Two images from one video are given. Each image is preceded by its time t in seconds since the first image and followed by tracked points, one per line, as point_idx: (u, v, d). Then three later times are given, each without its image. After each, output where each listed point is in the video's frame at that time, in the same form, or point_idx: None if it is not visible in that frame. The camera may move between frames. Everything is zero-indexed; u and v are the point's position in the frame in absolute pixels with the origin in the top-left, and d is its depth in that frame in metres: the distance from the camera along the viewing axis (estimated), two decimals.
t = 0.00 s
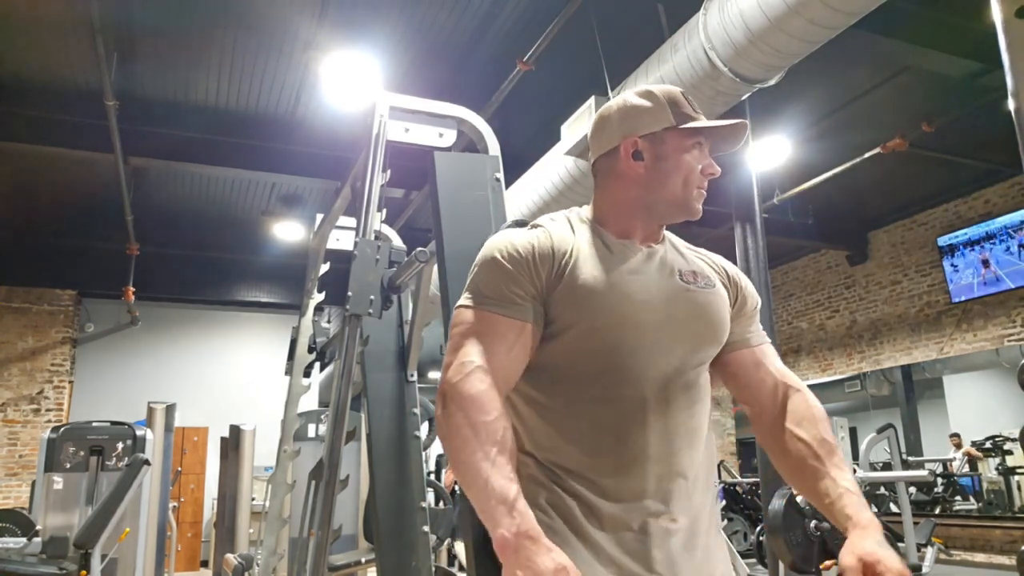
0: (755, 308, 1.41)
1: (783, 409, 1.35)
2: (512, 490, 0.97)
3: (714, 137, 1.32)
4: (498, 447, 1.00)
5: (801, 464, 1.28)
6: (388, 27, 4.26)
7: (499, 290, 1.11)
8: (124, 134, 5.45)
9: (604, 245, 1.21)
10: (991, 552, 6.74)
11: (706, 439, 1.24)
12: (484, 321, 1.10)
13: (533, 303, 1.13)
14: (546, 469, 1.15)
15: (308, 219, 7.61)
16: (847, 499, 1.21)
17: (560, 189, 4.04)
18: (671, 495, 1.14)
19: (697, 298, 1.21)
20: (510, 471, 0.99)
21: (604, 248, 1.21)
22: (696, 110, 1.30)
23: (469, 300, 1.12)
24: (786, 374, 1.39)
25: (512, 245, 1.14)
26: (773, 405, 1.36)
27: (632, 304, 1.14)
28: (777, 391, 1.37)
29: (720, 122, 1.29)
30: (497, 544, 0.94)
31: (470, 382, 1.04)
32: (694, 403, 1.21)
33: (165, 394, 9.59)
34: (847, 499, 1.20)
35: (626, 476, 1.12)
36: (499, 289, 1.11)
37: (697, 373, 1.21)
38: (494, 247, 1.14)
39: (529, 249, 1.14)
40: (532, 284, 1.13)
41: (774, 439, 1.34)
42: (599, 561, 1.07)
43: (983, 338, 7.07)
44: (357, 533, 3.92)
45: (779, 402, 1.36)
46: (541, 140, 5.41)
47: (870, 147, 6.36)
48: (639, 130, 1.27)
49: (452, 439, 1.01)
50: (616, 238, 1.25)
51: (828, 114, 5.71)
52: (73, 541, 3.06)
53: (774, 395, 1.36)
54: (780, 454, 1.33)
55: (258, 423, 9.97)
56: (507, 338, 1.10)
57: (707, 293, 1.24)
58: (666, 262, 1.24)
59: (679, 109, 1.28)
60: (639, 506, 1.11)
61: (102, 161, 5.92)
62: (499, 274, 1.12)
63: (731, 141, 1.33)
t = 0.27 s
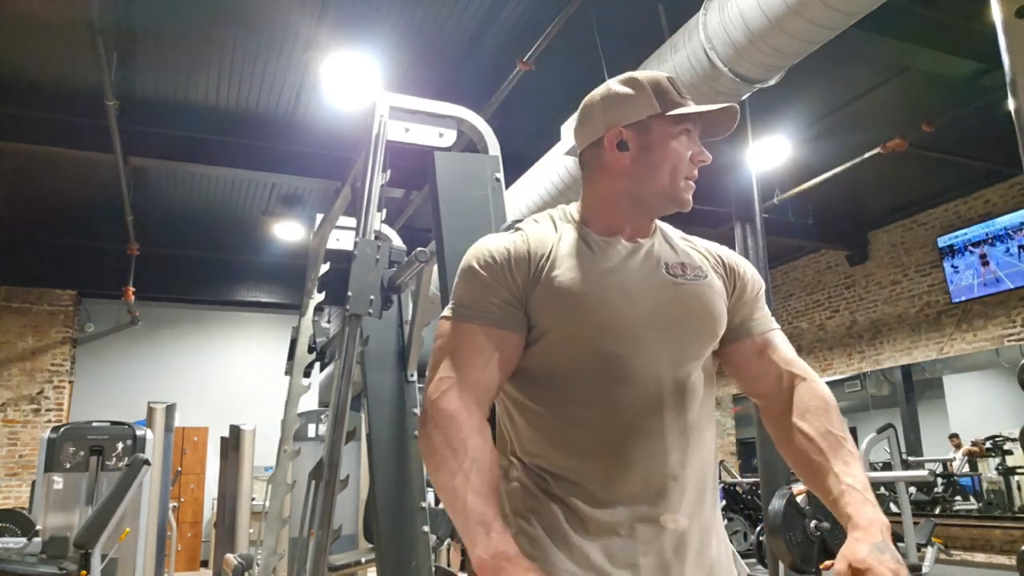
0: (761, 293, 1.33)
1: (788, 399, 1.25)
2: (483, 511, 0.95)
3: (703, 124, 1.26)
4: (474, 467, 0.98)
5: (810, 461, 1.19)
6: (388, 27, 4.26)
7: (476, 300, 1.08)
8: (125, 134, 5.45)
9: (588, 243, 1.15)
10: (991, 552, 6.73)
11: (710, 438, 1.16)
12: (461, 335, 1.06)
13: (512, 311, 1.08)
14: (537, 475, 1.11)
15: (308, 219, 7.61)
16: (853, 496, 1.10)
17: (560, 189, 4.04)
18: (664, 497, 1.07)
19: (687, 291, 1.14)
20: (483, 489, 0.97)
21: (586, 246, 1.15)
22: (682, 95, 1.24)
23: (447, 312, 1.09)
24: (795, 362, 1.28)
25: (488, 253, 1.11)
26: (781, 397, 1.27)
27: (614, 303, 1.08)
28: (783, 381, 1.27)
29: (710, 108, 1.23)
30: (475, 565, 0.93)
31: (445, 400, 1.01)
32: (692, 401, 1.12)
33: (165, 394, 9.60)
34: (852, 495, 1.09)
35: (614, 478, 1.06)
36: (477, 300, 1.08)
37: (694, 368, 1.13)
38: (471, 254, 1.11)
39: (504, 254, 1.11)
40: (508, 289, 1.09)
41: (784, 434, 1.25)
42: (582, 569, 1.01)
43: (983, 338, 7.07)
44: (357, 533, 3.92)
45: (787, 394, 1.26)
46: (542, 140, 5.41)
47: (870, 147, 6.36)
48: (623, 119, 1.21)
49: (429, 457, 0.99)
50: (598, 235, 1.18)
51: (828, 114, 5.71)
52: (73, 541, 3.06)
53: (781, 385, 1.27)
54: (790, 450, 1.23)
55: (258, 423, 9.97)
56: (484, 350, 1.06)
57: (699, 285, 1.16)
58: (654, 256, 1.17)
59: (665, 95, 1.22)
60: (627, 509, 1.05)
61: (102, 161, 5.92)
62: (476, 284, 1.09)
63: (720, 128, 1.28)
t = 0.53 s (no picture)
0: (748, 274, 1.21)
1: (780, 390, 1.13)
2: (413, 509, 0.92)
3: (679, 103, 1.19)
4: (408, 464, 0.96)
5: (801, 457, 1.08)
6: (388, 28, 4.26)
7: (443, 297, 1.08)
8: (125, 134, 5.45)
9: (558, 232, 1.11)
10: (991, 552, 6.73)
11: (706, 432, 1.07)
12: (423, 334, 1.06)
13: (477, 307, 1.06)
14: (525, 481, 1.03)
15: (308, 220, 7.61)
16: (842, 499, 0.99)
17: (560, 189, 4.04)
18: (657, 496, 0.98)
19: (667, 275, 1.06)
20: (414, 491, 0.94)
21: (556, 235, 1.10)
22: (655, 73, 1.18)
23: (416, 313, 1.10)
24: (786, 347, 1.16)
25: (453, 250, 1.11)
26: (770, 386, 1.15)
27: (587, 292, 1.02)
28: (772, 371, 1.15)
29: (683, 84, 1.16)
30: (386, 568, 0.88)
31: (396, 396, 1.02)
32: (684, 391, 1.02)
33: (165, 394, 9.60)
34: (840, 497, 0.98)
35: (600, 476, 0.98)
36: (443, 297, 1.08)
37: (683, 356, 1.04)
38: (437, 252, 1.10)
39: (467, 251, 1.10)
40: (473, 285, 1.07)
41: (774, 428, 1.14)
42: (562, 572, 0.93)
43: (983, 338, 7.06)
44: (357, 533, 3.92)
45: (776, 384, 1.14)
46: (542, 141, 5.42)
47: (870, 147, 6.37)
48: (591, 99, 1.15)
49: (373, 454, 0.99)
50: (570, 224, 1.13)
51: (828, 114, 5.71)
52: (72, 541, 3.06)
53: (771, 375, 1.15)
54: (781, 445, 1.12)
55: (258, 423, 9.97)
56: (445, 349, 1.05)
57: (681, 266, 1.08)
58: (631, 240, 1.10)
59: (635, 73, 1.15)
60: (617, 509, 0.97)
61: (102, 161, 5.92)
62: (441, 283, 1.08)
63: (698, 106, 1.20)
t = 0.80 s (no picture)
0: (734, 253, 1.15)
1: (777, 363, 1.04)
2: (351, 490, 0.86)
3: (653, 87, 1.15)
4: (354, 446, 0.90)
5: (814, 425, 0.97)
6: (388, 28, 4.26)
7: (407, 284, 1.03)
8: (125, 134, 5.45)
9: (529, 217, 1.07)
10: (991, 553, 6.73)
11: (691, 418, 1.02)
12: (387, 320, 1.01)
13: (442, 293, 1.02)
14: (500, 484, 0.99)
15: (308, 219, 7.61)
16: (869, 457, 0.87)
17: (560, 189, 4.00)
18: (635, 484, 0.94)
19: (640, 256, 1.02)
20: (362, 474, 0.88)
21: (525, 220, 1.06)
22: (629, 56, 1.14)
23: (381, 302, 1.05)
24: (781, 321, 1.07)
25: (420, 236, 1.07)
26: (766, 362, 1.05)
27: (554, 274, 0.99)
28: (768, 347, 1.05)
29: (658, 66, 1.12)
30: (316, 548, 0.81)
31: (351, 378, 0.95)
32: (661, 375, 0.98)
33: (165, 394, 9.60)
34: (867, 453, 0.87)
35: (572, 464, 0.94)
36: (408, 285, 1.03)
37: (659, 340, 0.99)
38: (403, 239, 1.06)
39: (434, 238, 1.06)
40: (440, 272, 1.03)
41: (777, 402, 1.03)
42: None
43: (983, 338, 7.05)
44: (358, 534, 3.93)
45: (774, 358, 1.04)
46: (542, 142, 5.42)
47: (870, 147, 6.36)
48: (561, 81, 1.12)
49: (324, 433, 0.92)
50: (541, 210, 1.09)
51: (829, 114, 5.71)
52: (72, 541, 3.06)
53: (768, 347, 1.05)
54: (789, 420, 1.01)
55: (258, 423, 9.97)
56: (410, 336, 1.00)
57: (656, 245, 1.04)
58: (604, 222, 1.06)
59: (608, 55, 1.12)
60: (593, 498, 0.94)
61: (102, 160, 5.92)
62: (407, 270, 1.04)
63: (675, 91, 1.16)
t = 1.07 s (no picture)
0: (720, 246, 1.04)
1: (746, 362, 0.95)
2: (331, 507, 0.82)
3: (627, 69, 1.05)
4: (331, 461, 0.86)
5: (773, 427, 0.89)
6: (388, 28, 4.26)
7: (379, 287, 0.97)
8: (126, 135, 5.46)
9: (499, 209, 0.98)
10: (991, 552, 6.73)
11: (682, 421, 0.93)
12: (357, 326, 0.96)
13: (413, 295, 0.96)
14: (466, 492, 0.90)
15: (308, 219, 7.61)
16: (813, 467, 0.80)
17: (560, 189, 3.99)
18: (619, 494, 0.85)
19: (617, 246, 0.93)
20: (338, 491, 0.84)
21: (493, 214, 0.97)
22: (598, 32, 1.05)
23: (352, 308, 0.99)
24: (760, 319, 0.96)
25: (389, 238, 0.99)
26: (743, 361, 0.96)
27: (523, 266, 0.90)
28: (743, 344, 0.96)
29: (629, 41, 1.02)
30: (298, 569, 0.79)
31: (323, 391, 0.90)
32: (644, 374, 0.89)
33: (165, 394, 9.60)
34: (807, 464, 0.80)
35: (549, 472, 0.86)
36: (379, 287, 0.97)
37: (642, 336, 0.90)
38: (372, 240, 0.99)
39: (401, 238, 0.98)
40: (410, 272, 0.97)
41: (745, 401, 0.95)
42: None
43: (983, 338, 7.05)
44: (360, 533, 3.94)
45: (749, 356, 0.95)
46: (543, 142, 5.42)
47: (870, 147, 6.38)
48: (524, 65, 1.03)
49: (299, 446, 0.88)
50: (513, 205, 0.99)
51: (829, 115, 5.72)
52: (71, 542, 3.06)
53: (741, 343, 0.96)
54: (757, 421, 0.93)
55: (259, 423, 9.97)
56: (382, 343, 0.94)
57: (632, 237, 0.94)
58: (576, 214, 0.96)
59: (574, 32, 1.03)
60: (571, 510, 0.84)
61: (102, 160, 5.92)
62: (375, 272, 0.98)
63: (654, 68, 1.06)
